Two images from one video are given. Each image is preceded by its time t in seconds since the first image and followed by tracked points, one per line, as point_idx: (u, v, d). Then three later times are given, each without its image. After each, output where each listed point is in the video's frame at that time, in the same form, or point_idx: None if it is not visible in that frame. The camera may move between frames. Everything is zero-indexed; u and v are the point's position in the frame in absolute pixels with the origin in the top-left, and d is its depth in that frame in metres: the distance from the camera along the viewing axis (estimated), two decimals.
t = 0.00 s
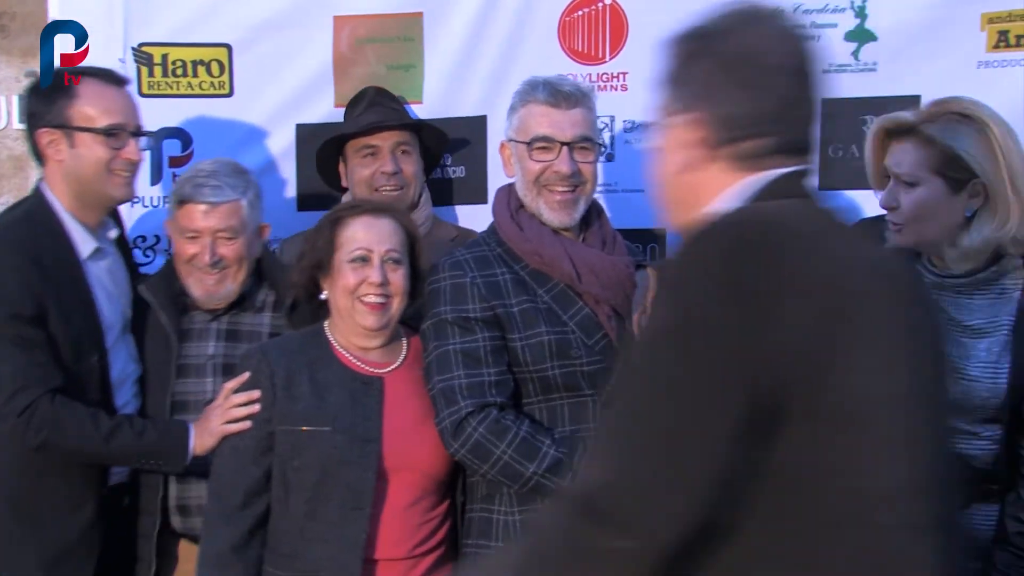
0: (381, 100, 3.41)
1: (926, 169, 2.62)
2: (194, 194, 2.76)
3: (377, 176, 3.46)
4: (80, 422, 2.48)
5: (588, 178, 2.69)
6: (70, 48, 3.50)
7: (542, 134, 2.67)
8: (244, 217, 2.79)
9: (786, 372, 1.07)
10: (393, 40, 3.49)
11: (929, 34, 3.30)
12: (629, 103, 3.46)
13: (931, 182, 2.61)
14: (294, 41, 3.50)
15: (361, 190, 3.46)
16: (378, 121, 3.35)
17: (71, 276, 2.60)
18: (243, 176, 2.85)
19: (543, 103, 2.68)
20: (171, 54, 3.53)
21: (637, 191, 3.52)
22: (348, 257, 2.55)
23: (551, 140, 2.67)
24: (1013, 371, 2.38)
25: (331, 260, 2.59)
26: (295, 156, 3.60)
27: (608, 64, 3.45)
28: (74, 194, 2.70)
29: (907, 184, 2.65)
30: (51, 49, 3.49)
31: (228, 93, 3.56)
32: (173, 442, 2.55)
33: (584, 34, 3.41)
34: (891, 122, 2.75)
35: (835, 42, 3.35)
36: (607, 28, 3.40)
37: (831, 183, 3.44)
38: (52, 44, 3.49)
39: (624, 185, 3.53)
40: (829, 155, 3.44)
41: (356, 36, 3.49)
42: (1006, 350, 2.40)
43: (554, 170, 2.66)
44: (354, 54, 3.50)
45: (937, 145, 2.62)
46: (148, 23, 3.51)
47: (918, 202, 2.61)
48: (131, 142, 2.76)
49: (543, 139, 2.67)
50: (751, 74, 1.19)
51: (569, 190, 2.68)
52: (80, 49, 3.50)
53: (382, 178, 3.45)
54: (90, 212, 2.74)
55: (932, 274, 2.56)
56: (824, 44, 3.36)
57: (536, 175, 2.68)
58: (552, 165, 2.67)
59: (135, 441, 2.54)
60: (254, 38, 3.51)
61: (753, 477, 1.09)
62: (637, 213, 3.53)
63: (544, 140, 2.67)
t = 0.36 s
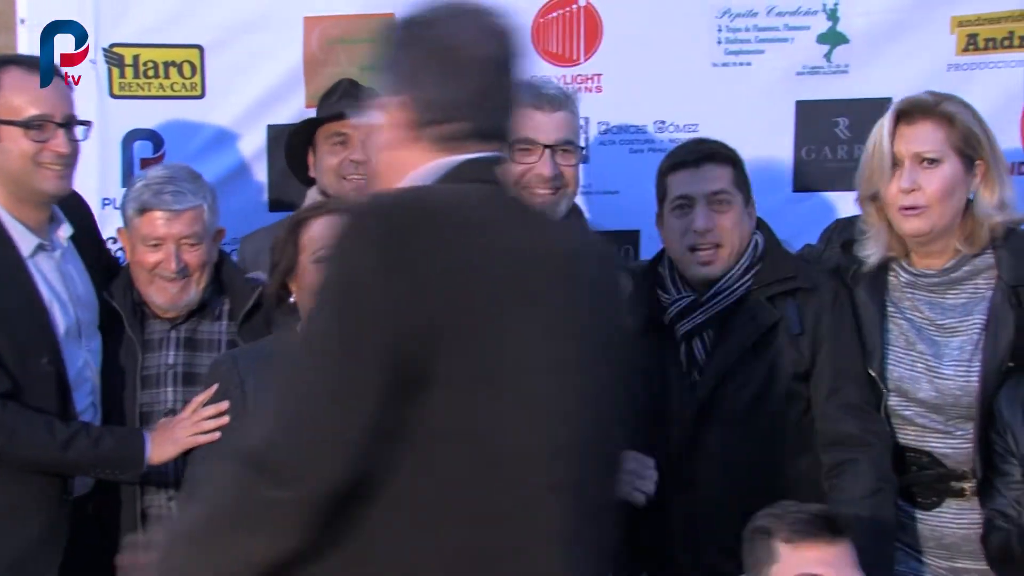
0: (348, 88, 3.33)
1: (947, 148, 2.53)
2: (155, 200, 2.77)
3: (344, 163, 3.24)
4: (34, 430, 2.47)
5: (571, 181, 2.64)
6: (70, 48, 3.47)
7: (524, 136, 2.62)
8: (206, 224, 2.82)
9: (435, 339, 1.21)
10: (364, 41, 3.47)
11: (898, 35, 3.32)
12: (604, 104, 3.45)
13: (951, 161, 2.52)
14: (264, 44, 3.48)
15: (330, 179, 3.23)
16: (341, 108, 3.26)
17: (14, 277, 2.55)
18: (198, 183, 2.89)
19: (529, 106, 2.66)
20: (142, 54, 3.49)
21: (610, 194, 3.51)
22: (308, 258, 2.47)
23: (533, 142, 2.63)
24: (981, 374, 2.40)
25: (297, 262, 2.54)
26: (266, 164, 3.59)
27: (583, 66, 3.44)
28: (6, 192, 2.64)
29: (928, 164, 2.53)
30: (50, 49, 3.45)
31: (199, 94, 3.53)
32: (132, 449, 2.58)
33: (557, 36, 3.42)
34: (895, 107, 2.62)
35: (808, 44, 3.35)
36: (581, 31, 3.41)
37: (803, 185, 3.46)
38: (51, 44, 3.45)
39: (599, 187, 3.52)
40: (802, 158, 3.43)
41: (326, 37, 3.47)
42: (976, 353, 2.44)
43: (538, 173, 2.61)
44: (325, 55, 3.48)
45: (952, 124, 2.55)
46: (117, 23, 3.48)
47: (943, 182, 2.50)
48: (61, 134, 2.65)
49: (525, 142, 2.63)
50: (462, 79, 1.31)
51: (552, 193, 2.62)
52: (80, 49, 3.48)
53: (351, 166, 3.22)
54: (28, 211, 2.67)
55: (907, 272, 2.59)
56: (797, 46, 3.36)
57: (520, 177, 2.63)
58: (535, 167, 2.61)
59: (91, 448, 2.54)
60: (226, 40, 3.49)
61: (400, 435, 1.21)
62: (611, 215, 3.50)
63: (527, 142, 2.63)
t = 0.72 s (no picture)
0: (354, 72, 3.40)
1: (919, 148, 2.57)
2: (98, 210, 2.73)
3: (351, 147, 3.43)
4: None
5: (539, 186, 2.67)
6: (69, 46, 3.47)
7: (494, 141, 2.64)
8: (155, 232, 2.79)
9: (104, 355, 1.35)
10: (329, 46, 3.48)
11: (861, 43, 3.35)
12: (570, 110, 3.46)
13: (924, 161, 2.57)
14: (223, 48, 3.46)
15: (337, 161, 3.43)
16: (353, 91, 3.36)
17: None
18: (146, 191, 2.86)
19: (497, 111, 2.65)
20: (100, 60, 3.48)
21: (577, 200, 3.52)
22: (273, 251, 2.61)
23: (502, 147, 2.64)
24: (948, 372, 2.47)
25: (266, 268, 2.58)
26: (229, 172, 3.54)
27: (549, 72, 3.44)
28: None
29: (901, 164, 2.56)
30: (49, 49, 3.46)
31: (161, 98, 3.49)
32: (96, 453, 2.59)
33: (523, 42, 3.42)
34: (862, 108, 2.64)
35: (772, 51, 3.37)
36: (547, 38, 3.41)
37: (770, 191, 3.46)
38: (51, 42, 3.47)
39: (565, 194, 3.52)
40: (767, 163, 3.45)
41: (292, 42, 3.47)
42: (942, 352, 2.51)
43: (505, 178, 2.63)
44: (291, 60, 3.49)
45: (918, 124, 2.61)
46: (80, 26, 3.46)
47: (919, 182, 2.54)
48: (9, 137, 2.78)
49: (494, 146, 2.64)
50: (109, 120, 1.45)
51: (521, 198, 2.65)
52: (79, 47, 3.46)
53: (358, 150, 3.43)
54: None
55: (874, 272, 2.64)
56: (760, 53, 3.37)
57: (487, 182, 2.65)
58: (502, 172, 2.63)
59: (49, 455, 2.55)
60: (185, 44, 3.44)
61: (92, 444, 1.34)
62: (578, 223, 3.52)
63: (496, 146, 2.64)
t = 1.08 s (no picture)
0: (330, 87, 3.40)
1: (915, 141, 2.65)
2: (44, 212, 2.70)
3: (337, 159, 3.42)
4: None
5: (516, 196, 2.67)
6: (70, 47, 3.45)
7: (472, 150, 2.64)
8: (102, 235, 2.75)
9: None
10: (292, 56, 3.47)
11: (823, 56, 3.38)
12: (535, 121, 3.47)
13: (919, 155, 2.64)
14: (187, 58, 3.45)
15: (321, 172, 3.42)
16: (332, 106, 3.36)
17: None
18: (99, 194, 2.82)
19: (474, 120, 2.66)
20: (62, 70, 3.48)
21: (542, 211, 3.52)
22: (243, 271, 2.52)
23: (480, 157, 2.64)
24: (923, 368, 2.52)
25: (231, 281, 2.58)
26: (192, 196, 3.55)
27: (514, 83, 3.46)
28: None
29: (899, 155, 2.62)
30: (50, 49, 3.45)
31: (123, 109, 3.48)
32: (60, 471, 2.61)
33: (487, 53, 3.43)
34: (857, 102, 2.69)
35: (735, 63, 3.40)
36: (511, 47, 3.43)
37: (735, 203, 3.48)
38: (52, 44, 3.45)
39: (531, 205, 3.53)
40: (732, 175, 3.47)
41: (255, 52, 3.46)
42: (918, 349, 2.55)
43: (483, 188, 2.63)
44: (254, 71, 3.48)
45: (912, 120, 2.69)
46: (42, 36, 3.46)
47: (917, 173, 2.60)
48: None
49: (472, 156, 2.64)
50: None
51: (498, 208, 2.65)
52: (80, 49, 3.44)
53: (341, 162, 3.43)
54: None
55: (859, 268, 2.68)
56: (724, 65, 3.40)
57: (466, 193, 2.64)
58: (480, 182, 2.63)
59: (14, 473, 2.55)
60: (149, 54, 3.45)
61: None
62: (545, 234, 3.53)
63: (474, 156, 2.64)
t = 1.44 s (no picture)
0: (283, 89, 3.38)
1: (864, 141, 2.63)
2: None
3: (275, 159, 3.36)
4: None
5: (484, 200, 2.66)
6: (70, 47, 3.42)
7: (440, 152, 2.64)
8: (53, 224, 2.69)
9: None
10: (252, 57, 3.45)
11: (782, 60, 3.40)
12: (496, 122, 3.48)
13: (867, 155, 2.62)
14: (145, 59, 3.43)
15: (261, 174, 3.35)
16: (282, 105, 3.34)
17: None
18: (54, 184, 2.77)
19: (445, 123, 2.65)
20: (20, 69, 3.46)
21: (505, 214, 3.54)
22: (206, 277, 2.50)
23: (448, 159, 2.64)
24: (879, 371, 2.54)
25: (195, 282, 2.55)
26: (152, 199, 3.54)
27: (475, 85, 3.46)
28: None
29: (844, 151, 2.60)
30: (51, 50, 3.43)
31: (82, 110, 3.47)
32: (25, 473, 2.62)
33: (449, 55, 3.42)
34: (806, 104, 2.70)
35: (696, 66, 3.42)
36: (472, 50, 3.43)
37: (698, 206, 3.50)
38: (52, 44, 3.43)
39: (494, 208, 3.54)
40: (693, 179, 3.49)
41: (216, 53, 3.45)
42: (875, 350, 2.55)
43: (450, 191, 2.63)
44: (215, 72, 3.45)
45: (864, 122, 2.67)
46: None
47: (863, 170, 2.58)
48: None
49: (440, 158, 2.64)
50: None
51: (467, 212, 2.65)
52: (80, 49, 3.42)
53: (282, 162, 3.37)
54: None
55: (814, 270, 2.64)
56: (686, 68, 3.43)
57: (435, 197, 2.64)
58: (449, 186, 2.63)
59: None
60: (108, 53, 3.43)
61: None
62: (508, 237, 3.54)
63: (442, 158, 2.64)
